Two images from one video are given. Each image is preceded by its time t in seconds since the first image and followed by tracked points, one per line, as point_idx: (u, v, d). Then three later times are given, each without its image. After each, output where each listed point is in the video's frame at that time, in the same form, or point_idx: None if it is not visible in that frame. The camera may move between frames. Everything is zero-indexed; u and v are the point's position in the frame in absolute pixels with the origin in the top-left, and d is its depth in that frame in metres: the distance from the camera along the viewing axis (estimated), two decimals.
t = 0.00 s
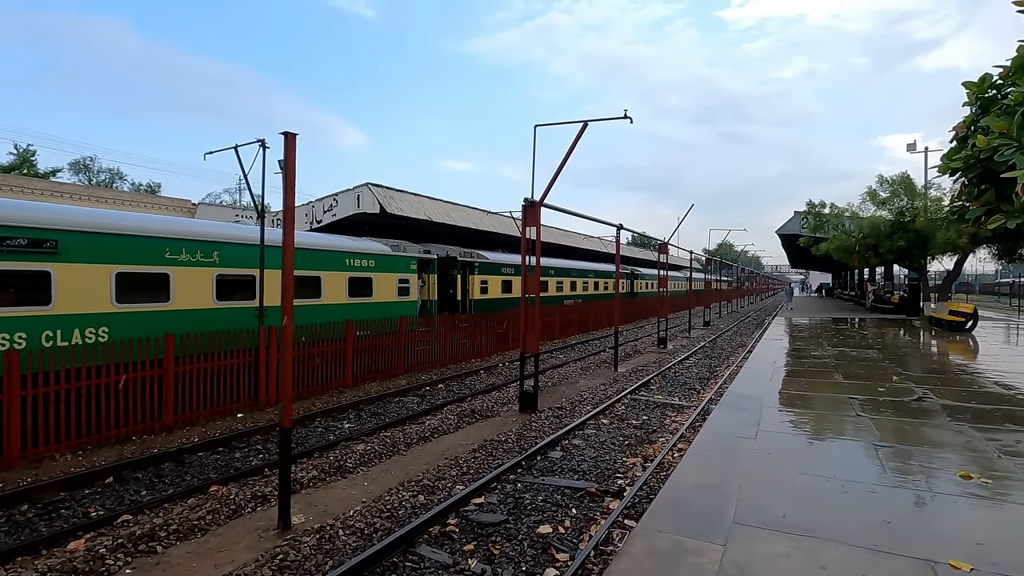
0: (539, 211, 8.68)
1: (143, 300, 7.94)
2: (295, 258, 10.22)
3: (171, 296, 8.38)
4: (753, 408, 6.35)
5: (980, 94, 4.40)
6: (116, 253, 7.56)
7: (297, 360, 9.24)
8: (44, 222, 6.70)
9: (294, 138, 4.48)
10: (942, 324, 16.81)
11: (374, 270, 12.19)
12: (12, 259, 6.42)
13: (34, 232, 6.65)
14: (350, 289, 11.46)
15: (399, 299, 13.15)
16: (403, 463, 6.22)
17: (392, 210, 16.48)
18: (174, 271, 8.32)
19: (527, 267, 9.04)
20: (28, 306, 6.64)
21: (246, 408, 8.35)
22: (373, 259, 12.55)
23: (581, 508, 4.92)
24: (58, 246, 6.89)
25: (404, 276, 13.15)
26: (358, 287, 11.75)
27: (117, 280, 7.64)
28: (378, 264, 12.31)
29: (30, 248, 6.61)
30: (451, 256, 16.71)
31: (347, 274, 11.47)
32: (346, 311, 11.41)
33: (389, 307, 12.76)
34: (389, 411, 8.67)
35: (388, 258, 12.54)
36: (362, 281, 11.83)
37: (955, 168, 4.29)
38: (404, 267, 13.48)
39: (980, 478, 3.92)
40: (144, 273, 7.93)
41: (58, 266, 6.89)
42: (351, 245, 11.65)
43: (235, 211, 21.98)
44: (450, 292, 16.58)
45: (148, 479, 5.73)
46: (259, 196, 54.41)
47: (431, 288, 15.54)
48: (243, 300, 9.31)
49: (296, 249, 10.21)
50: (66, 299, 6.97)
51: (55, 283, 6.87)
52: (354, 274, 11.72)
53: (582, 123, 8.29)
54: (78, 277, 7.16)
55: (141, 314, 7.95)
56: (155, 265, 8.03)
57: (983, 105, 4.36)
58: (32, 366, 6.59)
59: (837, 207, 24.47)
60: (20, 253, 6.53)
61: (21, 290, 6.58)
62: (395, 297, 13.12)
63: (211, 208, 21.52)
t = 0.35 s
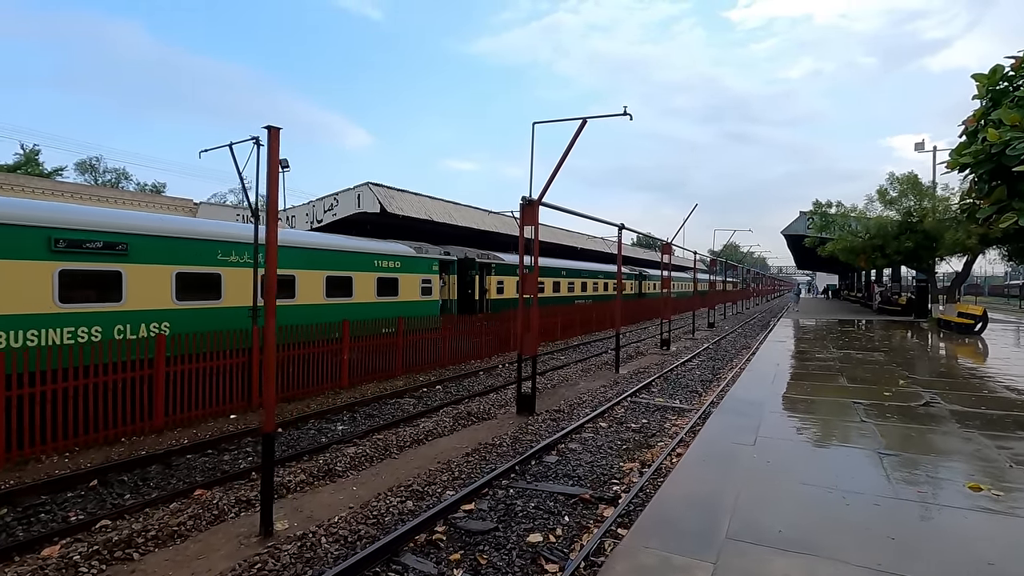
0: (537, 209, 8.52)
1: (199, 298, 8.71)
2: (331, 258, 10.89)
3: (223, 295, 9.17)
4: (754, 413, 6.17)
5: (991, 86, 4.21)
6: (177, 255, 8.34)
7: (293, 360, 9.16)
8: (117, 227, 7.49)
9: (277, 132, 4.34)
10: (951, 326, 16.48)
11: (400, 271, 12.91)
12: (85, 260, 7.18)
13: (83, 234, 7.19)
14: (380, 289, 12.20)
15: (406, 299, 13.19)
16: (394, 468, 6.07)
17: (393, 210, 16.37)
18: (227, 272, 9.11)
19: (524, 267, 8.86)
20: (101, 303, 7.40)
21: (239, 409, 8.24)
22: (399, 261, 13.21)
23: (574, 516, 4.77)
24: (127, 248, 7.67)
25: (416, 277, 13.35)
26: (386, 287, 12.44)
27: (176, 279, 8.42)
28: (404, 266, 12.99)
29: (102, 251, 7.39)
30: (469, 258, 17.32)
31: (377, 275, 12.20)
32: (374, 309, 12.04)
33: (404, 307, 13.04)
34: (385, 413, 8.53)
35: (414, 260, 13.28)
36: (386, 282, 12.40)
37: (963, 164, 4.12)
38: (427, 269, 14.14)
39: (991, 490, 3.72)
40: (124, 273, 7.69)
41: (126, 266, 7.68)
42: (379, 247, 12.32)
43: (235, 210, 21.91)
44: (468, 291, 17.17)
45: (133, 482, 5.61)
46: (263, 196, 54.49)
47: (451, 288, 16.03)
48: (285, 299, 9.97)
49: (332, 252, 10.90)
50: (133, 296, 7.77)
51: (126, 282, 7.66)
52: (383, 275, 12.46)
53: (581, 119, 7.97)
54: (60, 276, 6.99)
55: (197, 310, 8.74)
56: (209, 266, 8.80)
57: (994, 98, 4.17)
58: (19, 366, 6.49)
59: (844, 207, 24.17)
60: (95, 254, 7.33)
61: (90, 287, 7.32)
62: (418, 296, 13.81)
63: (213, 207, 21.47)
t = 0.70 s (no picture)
0: (536, 210, 8.36)
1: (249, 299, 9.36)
2: (362, 262, 11.54)
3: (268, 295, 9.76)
4: (756, 420, 5.99)
5: (1004, 81, 4.02)
6: (230, 259, 8.98)
7: (288, 363, 9.06)
8: (178, 235, 8.12)
9: (262, 130, 4.22)
10: (960, 330, 16.19)
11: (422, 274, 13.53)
12: (152, 265, 7.86)
13: (85, 237, 7.13)
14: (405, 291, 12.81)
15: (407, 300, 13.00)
16: (386, 475, 5.92)
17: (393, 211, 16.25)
18: (271, 275, 9.68)
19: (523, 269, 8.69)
20: (162, 303, 8.03)
21: (232, 412, 8.13)
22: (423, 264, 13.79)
23: (569, 526, 4.61)
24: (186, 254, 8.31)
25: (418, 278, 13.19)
26: (411, 289, 13.05)
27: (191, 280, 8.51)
28: (427, 268, 13.62)
29: (166, 256, 8.07)
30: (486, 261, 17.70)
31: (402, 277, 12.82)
32: (400, 310, 12.68)
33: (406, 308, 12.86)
34: (380, 418, 8.39)
35: (436, 263, 13.89)
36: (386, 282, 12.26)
37: (976, 163, 3.91)
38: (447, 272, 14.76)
39: (1007, 508, 3.52)
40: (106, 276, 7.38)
41: (186, 270, 8.33)
42: (405, 251, 12.96)
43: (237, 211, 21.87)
44: (485, 292, 17.53)
45: (119, 488, 5.49)
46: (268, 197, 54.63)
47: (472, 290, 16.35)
48: (320, 300, 10.51)
49: (362, 254, 11.39)
50: (192, 298, 8.43)
51: (184, 284, 8.30)
52: (408, 278, 13.06)
53: (580, 120, 7.94)
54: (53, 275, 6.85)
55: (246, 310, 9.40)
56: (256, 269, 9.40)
57: (1007, 94, 3.98)
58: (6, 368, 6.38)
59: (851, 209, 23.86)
60: (160, 259, 8.02)
61: (157, 289, 7.99)
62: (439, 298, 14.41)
63: (215, 208, 21.44)
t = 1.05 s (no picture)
0: (537, 208, 8.14)
1: (290, 298, 9.87)
2: (390, 263, 12.02)
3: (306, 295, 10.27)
4: (765, 428, 5.74)
5: None
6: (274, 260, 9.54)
7: (285, 364, 8.89)
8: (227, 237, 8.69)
9: (244, 119, 4.00)
10: (972, 333, 15.84)
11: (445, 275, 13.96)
12: (205, 265, 8.47)
13: (115, 236, 7.33)
14: (429, 291, 13.23)
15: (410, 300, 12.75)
16: (379, 482, 5.71)
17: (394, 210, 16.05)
18: (309, 275, 10.20)
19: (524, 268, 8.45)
20: (214, 301, 8.65)
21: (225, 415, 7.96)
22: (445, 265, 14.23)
23: (568, 538, 4.39)
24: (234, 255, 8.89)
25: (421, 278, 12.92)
26: (434, 289, 13.47)
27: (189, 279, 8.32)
28: (450, 269, 14.07)
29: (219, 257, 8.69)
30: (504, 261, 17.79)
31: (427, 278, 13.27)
32: (425, 309, 13.14)
33: (409, 309, 12.62)
34: (377, 420, 8.19)
35: (458, 264, 14.34)
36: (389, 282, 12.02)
37: (1001, 155, 3.64)
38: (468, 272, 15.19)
39: None
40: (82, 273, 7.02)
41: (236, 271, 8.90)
42: (429, 253, 13.42)
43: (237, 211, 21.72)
44: (503, 292, 17.56)
45: (102, 494, 5.29)
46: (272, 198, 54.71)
47: (491, 291, 16.62)
48: (330, 299, 10.53)
49: (387, 255, 11.85)
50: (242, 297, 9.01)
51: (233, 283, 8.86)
52: (432, 278, 13.51)
53: (582, 115, 7.89)
54: None
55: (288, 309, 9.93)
56: (296, 270, 9.93)
57: None
58: None
59: (859, 208, 23.49)
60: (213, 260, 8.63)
61: (211, 288, 8.64)
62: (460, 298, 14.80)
63: (215, 208, 21.31)
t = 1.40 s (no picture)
0: (538, 206, 7.94)
1: (326, 298, 10.36)
2: (418, 265, 12.52)
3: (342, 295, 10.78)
4: (773, 437, 5.52)
5: None
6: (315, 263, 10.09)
7: (280, 366, 8.72)
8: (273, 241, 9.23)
9: (227, 113, 3.82)
10: (984, 335, 15.53)
11: (467, 276, 14.33)
12: (255, 268, 8.99)
13: (180, 242, 7.89)
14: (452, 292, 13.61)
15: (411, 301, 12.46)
16: (372, 490, 5.52)
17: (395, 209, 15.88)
18: (345, 276, 10.74)
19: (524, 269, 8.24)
20: (261, 301, 9.16)
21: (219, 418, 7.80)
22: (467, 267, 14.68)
23: (566, 552, 4.18)
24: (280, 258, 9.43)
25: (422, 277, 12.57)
26: (457, 290, 13.91)
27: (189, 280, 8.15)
28: (472, 271, 14.52)
29: (265, 260, 9.20)
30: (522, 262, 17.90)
31: (451, 279, 13.75)
32: (448, 309, 13.61)
33: (410, 310, 12.31)
34: (373, 424, 8.00)
35: (479, 266, 14.76)
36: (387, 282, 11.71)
37: None
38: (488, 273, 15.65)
39: None
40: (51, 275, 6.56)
41: (281, 272, 9.44)
42: (452, 254, 13.90)
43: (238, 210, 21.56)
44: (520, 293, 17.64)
45: (85, 502, 5.11)
46: (276, 197, 54.67)
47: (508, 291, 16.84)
48: (331, 300, 10.36)
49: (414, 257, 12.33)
50: (287, 297, 9.54)
51: (278, 285, 9.36)
52: (455, 279, 13.96)
53: (584, 112, 7.72)
54: None
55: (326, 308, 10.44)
56: (333, 271, 10.44)
57: None
58: None
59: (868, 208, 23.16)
60: (261, 263, 9.14)
61: (258, 290, 9.12)
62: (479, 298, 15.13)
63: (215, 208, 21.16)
